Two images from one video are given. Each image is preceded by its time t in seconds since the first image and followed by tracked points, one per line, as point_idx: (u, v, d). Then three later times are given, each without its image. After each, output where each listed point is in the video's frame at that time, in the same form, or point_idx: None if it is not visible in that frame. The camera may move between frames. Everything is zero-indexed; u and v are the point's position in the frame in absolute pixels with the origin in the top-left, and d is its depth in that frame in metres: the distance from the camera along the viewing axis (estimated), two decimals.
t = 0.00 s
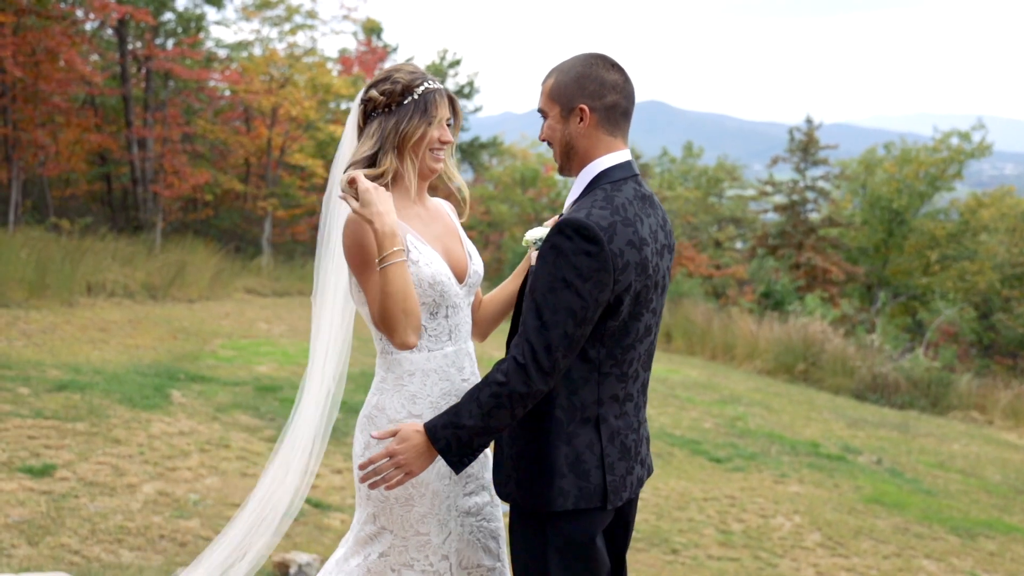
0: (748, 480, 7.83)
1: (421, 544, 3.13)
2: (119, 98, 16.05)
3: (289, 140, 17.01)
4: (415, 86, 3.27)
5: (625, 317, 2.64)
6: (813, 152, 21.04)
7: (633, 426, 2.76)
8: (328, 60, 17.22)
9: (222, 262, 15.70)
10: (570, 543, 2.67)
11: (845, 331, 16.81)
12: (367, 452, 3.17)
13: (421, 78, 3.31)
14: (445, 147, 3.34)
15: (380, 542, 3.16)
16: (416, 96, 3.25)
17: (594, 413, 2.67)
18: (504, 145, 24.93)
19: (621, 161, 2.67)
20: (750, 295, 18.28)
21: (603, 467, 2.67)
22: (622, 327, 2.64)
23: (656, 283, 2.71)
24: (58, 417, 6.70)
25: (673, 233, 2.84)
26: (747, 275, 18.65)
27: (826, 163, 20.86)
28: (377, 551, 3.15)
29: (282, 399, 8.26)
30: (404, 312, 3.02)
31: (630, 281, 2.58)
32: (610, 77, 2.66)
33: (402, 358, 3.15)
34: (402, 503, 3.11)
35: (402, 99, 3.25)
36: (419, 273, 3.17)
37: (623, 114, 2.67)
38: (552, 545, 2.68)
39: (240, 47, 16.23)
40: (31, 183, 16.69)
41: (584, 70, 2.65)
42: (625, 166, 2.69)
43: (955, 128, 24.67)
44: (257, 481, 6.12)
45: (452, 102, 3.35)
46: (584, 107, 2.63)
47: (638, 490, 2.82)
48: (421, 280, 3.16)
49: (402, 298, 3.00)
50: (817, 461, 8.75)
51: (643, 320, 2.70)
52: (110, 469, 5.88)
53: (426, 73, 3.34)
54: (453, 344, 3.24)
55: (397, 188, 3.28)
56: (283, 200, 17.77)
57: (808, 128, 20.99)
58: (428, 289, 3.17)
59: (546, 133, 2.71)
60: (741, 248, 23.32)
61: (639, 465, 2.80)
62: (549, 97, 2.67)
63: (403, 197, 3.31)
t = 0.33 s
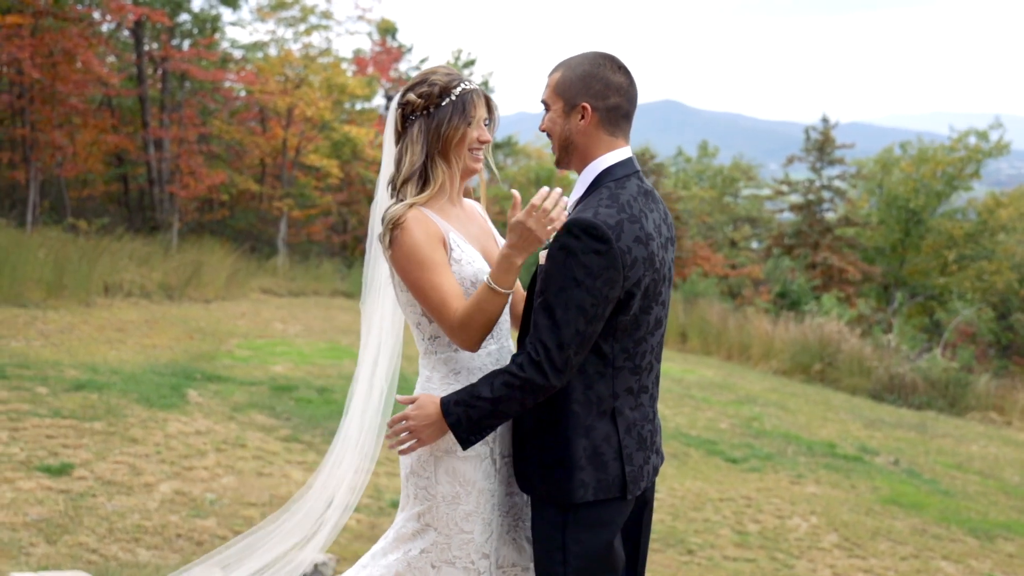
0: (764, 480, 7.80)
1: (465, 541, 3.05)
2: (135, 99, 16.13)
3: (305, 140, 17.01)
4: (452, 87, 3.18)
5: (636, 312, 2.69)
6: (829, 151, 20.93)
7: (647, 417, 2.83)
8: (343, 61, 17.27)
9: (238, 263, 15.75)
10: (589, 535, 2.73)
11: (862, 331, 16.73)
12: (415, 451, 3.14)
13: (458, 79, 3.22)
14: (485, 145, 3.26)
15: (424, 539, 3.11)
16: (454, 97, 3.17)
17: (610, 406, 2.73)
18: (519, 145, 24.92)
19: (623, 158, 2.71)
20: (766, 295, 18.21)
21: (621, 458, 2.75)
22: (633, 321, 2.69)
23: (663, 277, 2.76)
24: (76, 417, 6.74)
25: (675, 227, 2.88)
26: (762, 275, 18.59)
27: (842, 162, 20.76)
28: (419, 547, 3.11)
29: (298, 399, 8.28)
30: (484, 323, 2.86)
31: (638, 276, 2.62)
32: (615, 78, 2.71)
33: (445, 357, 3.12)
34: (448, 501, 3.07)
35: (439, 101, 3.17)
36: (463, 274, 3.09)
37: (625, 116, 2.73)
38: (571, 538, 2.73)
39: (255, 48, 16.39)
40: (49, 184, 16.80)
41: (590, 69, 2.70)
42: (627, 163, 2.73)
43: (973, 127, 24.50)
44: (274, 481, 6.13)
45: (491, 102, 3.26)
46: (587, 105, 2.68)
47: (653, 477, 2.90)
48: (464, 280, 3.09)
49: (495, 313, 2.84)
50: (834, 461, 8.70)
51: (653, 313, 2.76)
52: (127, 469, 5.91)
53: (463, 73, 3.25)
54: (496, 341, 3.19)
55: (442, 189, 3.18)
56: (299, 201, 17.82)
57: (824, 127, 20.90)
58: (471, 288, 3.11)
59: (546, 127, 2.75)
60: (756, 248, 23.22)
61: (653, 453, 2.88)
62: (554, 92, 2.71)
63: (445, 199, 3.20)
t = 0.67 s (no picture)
0: (782, 483, 7.75)
1: (512, 543, 3.04)
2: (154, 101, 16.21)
3: (322, 142, 17.00)
4: (489, 87, 3.15)
5: (645, 308, 2.74)
6: (848, 153, 20.80)
7: (662, 413, 2.86)
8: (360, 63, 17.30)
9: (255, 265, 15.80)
10: (604, 532, 2.77)
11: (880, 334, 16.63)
12: (454, 453, 3.10)
13: (494, 78, 3.19)
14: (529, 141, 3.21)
15: (470, 542, 3.10)
16: (492, 96, 3.14)
17: (624, 402, 2.76)
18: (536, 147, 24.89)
19: (625, 158, 2.80)
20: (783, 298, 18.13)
21: (636, 454, 2.77)
22: (643, 318, 2.74)
23: (670, 274, 2.81)
24: (95, 417, 6.78)
25: (680, 226, 2.96)
26: (779, 277, 18.50)
27: (860, 164, 20.63)
28: (467, 551, 3.10)
29: (315, 400, 8.30)
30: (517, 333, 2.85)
31: (644, 272, 2.69)
32: (618, 81, 2.79)
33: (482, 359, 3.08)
34: (492, 501, 3.05)
35: (478, 101, 3.14)
36: (505, 275, 3.03)
37: (626, 118, 2.81)
38: (587, 535, 2.77)
39: (274, 50, 16.47)
40: (69, 186, 16.91)
41: (594, 70, 2.78)
42: (629, 163, 2.82)
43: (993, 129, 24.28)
44: (291, 482, 6.15)
45: (529, 98, 3.22)
46: (588, 106, 2.77)
47: (670, 474, 2.92)
48: (504, 281, 3.03)
49: (531, 324, 2.81)
50: (852, 464, 8.65)
51: (662, 309, 2.80)
52: (146, 469, 5.93)
53: (500, 72, 3.22)
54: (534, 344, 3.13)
55: (488, 189, 3.14)
56: (316, 202, 17.87)
57: (842, 129, 20.77)
58: (510, 290, 3.04)
59: (550, 127, 2.84)
60: (774, 250, 23.10)
61: (669, 450, 2.90)
62: (557, 93, 2.81)
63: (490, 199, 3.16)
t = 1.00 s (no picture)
0: (796, 486, 7.71)
1: (531, 547, 3.03)
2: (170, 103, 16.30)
3: (337, 144, 17.00)
4: (504, 87, 3.17)
5: (652, 305, 2.73)
6: (863, 155, 20.70)
7: (673, 412, 2.84)
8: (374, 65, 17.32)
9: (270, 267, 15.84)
10: (620, 532, 2.76)
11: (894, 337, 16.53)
12: (476, 457, 3.09)
13: (510, 79, 3.21)
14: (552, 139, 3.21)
15: (489, 545, 3.09)
16: (508, 96, 3.15)
17: (635, 402, 2.75)
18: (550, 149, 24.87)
19: (626, 159, 2.81)
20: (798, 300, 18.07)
21: (650, 452, 2.75)
22: (651, 316, 2.73)
23: (674, 271, 2.81)
24: (111, 418, 6.82)
25: (684, 226, 2.96)
26: (794, 280, 18.43)
27: (876, 166, 20.53)
28: (487, 554, 3.09)
29: (329, 402, 8.31)
30: (533, 335, 2.84)
31: (648, 269, 2.69)
32: (628, 89, 2.80)
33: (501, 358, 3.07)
34: (512, 505, 3.04)
35: (496, 102, 3.16)
36: (529, 276, 3.02)
37: (630, 125, 2.82)
38: (603, 538, 2.77)
39: (288, 52, 16.57)
40: (85, 188, 16.99)
41: (606, 74, 2.79)
42: (630, 164, 2.82)
43: (1010, 131, 24.11)
44: (305, 484, 6.16)
45: (547, 98, 3.23)
46: (592, 105, 2.79)
47: (684, 473, 2.91)
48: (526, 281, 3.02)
49: (544, 325, 2.81)
50: (867, 468, 8.60)
51: (669, 307, 2.79)
52: (160, 470, 5.95)
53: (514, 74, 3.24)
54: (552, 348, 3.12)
55: (513, 191, 3.13)
56: (330, 204, 17.91)
57: (857, 131, 20.68)
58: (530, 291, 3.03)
59: (555, 122, 2.87)
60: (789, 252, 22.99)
61: (682, 448, 2.88)
62: (566, 90, 2.83)
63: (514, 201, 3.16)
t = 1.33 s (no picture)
0: (811, 487, 7.67)
1: (541, 548, 3.03)
2: (185, 104, 16.37)
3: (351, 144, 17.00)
4: (512, 89, 3.16)
5: (666, 304, 2.72)
6: (879, 154, 20.60)
7: (686, 412, 2.84)
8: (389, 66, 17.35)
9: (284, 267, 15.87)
10: (635, 533, 2.75)
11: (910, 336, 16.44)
12: (487, 456, 3.08)
13: (516, 80, 3.20)
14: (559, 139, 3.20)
15: (498, 546, 3.09)
16: (515, 98, 3.14)
17: (650, 403, 2.74)
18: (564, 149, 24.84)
19: (637, 158, 2.80)
20: (813, 300, 18.00)
21: (663, 453, 2.75)
22: (665, 314, 2.72)
23: (686, 270, 2.80)
24: (127, 418, 6.84)
25: (696, 224, 2.95)
26: (809, 279, 18.34)
27: (891, 165, 20.41)
28: (496, 554, 3.08)
29: (344, 402, 8.31)
30: (544, 337, 2.84)
31: (661, 266, 2.68)
32: (637, 88, 2.80)
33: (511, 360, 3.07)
34: (523, 506, 3.03)
35: (503, 104, 3.15)
36: (537, 276, 3.02)
37: (641, 125, 2.82)
38: (615, 539, 2.76)
39: (302, 53, 16.63)
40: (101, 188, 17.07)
41: (614, 74, 2.79)
42: (641, 163, 2.82)
43: None
44: (319, 483, 6.16)
45: (552, 98, 3.23)
46: (603, 106, 2.78)
47: (696, 473, 2.90)
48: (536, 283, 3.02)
49: (556, 325, 2.80)
50: (883, 468, 8.55)
51: (681, 306, 2.78)
52: (176, 470, 5.97)
53: (520, 76, 3.24)
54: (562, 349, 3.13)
55: (520, 192, 3.12)
56: (344, 204, 17.93)
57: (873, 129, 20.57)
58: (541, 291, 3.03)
59: (564, 122, 2.86)
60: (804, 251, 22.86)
61: (695, 448, 2.88)
62: (576, 90, 2.83)
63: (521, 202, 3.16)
